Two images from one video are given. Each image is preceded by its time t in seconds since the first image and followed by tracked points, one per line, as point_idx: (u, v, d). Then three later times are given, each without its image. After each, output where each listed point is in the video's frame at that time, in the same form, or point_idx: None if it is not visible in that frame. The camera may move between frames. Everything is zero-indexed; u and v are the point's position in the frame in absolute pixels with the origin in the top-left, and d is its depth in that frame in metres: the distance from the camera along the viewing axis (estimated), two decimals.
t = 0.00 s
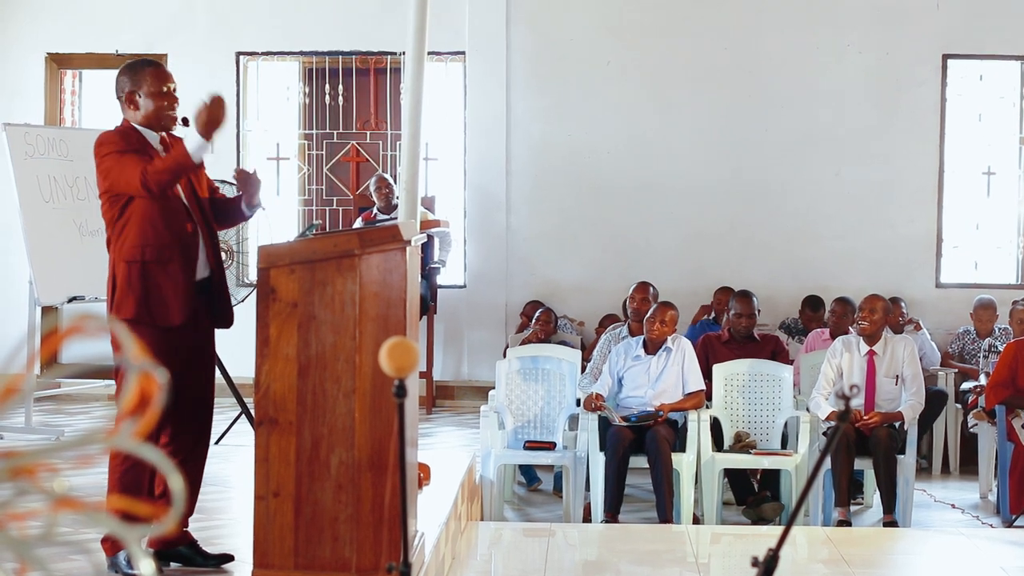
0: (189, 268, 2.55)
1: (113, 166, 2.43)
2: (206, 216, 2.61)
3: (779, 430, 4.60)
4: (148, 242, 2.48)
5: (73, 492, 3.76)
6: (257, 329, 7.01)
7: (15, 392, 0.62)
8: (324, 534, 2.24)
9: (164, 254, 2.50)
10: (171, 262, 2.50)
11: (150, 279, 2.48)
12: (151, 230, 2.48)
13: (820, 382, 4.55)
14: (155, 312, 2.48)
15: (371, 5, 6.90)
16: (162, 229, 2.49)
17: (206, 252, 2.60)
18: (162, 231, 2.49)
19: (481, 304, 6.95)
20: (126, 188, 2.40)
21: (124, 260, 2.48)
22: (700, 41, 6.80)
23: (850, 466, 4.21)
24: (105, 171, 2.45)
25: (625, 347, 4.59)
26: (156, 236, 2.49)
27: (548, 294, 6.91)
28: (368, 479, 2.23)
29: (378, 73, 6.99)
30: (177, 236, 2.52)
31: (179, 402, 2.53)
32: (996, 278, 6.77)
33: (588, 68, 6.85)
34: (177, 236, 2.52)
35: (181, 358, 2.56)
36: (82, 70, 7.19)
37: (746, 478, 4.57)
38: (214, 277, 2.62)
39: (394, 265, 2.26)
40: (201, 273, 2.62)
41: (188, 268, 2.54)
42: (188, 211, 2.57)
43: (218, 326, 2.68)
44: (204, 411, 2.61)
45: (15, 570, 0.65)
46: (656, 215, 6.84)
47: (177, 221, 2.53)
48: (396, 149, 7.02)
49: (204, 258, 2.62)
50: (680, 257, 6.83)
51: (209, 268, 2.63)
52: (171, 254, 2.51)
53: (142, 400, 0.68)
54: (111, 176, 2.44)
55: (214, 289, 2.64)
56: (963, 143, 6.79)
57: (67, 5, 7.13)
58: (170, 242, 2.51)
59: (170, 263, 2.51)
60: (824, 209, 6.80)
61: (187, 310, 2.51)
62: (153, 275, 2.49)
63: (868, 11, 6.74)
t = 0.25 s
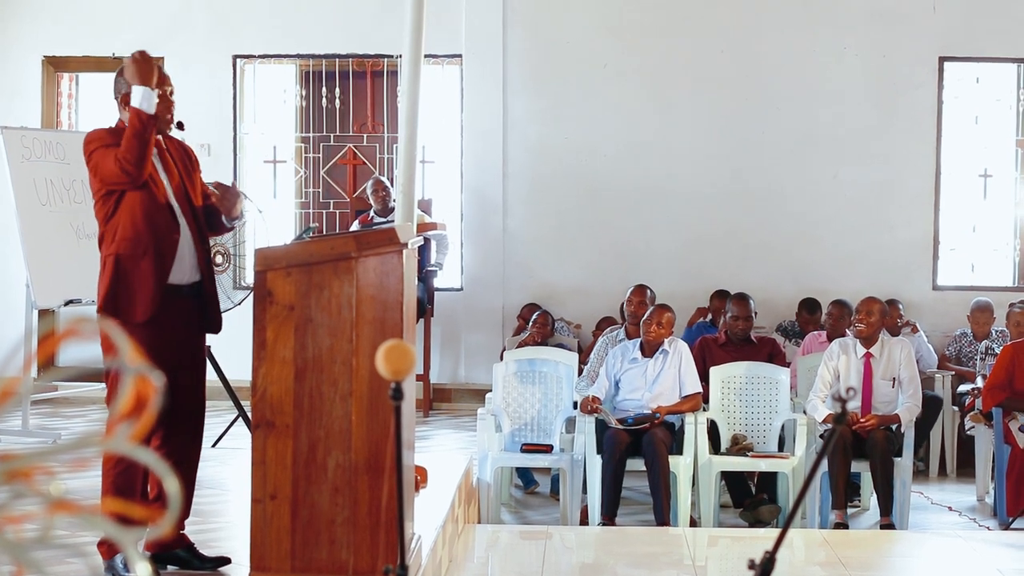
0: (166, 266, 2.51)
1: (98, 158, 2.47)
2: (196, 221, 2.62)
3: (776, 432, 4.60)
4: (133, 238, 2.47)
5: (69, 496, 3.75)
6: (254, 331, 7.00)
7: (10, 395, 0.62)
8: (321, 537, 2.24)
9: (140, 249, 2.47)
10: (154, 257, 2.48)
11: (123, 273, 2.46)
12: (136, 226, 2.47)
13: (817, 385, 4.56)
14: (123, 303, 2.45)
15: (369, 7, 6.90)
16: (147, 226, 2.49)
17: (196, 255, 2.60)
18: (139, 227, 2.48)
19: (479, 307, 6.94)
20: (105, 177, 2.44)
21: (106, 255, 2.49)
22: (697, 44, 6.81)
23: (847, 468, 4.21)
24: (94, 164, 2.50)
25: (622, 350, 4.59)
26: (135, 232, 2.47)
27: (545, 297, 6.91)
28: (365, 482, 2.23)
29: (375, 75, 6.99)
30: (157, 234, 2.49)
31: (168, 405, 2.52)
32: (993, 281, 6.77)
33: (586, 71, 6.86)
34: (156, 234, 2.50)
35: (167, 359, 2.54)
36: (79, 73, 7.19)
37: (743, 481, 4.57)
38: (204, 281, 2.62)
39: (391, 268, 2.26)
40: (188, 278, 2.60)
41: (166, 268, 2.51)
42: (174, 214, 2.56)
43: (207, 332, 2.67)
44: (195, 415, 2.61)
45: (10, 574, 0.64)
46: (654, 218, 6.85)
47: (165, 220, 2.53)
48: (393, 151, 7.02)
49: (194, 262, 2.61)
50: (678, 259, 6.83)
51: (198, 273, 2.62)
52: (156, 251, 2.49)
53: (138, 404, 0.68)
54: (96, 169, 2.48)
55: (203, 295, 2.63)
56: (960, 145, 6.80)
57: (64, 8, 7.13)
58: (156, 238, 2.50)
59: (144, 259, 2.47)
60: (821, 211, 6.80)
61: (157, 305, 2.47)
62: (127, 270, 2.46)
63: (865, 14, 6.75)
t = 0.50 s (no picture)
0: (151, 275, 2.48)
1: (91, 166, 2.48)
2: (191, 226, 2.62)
3: (777, 435, 4.60)
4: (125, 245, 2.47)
5: (70, 499, 3.75)
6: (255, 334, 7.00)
7: (11, 398, 0.62)
8: (322, 540, 2.24)
9: (125, 261, 2.46)
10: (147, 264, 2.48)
11: (109, 283, 2.46)
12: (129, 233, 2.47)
13: (818, 388, 4.56)
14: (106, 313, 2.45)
15: (370, 9, 6.91)
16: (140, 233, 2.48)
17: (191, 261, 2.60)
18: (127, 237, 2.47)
19: (480, 309, 6.94)
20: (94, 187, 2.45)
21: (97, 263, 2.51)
22: (697, 46, 6.81)
23: (848, 471, 4.21)
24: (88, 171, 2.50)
25: (623, 352, 4.59)
26: (123, 243, 2.47)
27: (546, 300, 6.91)
28: (366, 485, 2.23)
29: (375, 78, 6.99)
30: (146, 244, 2.48)
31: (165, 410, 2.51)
32: (994, 283, 6.77)
33: (586, 74, 6.86)
34: (143, 244, 2.48)
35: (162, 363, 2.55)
36: (80, 76, 7.19)
37: (744, 484, 4.57)
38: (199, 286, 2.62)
39: (392, 271, 2.26)
40: (181, 283, 2.59)
41: (155, 277, 2.50)
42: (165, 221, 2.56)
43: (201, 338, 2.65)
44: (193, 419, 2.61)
45: None
46: (654, 220, 6.85)
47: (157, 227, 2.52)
48: (394, 154, 7.02)
49: (189, 268, 2.60)
50: (678, 262, 6.83)
51: (193, 278, 2.62)
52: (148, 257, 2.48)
53: (139, 407, 0.68)
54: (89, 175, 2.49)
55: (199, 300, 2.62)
56: (961, 148, 6.80)
57: (65, 11, 7.14)
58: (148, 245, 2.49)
59: (131, 268, 2.46)
60: (822, 214, 6.81)
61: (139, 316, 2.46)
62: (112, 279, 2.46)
63: (866, 16, 6.76)
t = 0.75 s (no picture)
0: (158, 283, 2.52)
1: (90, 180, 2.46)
2: (191, 232, 2.61)
3: (779, 439, 4.61)
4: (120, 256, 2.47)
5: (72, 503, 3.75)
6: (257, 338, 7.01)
7: (13, 402, 0.62)
8: (324, 544, 2.24)
9: (133, 272, 2.48)
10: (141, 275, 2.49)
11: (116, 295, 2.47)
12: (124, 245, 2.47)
13: (819, 391, 4.56)
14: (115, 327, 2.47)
15: (371, 13, 6.92)
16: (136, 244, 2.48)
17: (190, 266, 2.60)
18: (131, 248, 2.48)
19: (481, 313, 6.95)
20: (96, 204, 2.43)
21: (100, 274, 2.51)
22: (699, 49, 6.82)
23: (850, 474, 4.21)
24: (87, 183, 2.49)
25: (625, 356, 4.59)
26: (122, 256, 2.47)
27: (548, 303, 6.91)
28: (368, 488, 2.23)
29: (377, 82, 7.00)
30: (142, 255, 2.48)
31: (165, 417, 2.52)
32: (996, 286, 6.77)
33: (588, 77, 6.86)
34: (148, 254, 2.50)
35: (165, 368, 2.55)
36: (82, 80, 7.20)
37: (746, 487, 4.57)
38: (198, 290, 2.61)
39: (393, 274, 2.25)
40: (180, 288, 2.59)
41: (154, 287, 2.51)
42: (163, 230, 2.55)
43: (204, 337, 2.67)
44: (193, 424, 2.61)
45: None
46: (656, 224, 6.85)
47: (154, 236, 2.52)
48: (395, 158, 7.02)
49: (187, 273, 2.60)
50: (680, 265, 6.83)
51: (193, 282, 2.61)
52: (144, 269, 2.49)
53: (141, 410, 0.68)
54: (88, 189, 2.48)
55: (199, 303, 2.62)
56: (963, 151, 6.80)
57: (67, 15, 7.15)
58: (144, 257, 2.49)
59: (126, 280, 2.47)
60: (824, 217, 6.80)
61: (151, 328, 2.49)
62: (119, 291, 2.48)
63: (867, 19, 6.76)
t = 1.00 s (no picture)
0: (165, 286, 2.53)
1: (96, 185, 2.44)
2: (191, 235, 2.61)
3: (777, 440, 4.61)
4: (124, 261, 2.48)
5: (70, 506, 3.75)
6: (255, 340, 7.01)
7: (10, 404, 0.63)
8: (322, 547, 2.24)
9: (140, 277, 2.49)
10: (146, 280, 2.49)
11: (124, 300, 2.47)
12: (128, 251, 2.48)
13: (817, 393, 4.56)
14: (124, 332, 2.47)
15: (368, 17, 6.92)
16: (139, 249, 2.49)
17: (189, 270, 2.61)
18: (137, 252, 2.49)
19: (480, 316, 6.94)
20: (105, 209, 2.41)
21: (103, 279, 2.50)
22: (697, 52, 6.82)
23: (848, 476, 4.21)
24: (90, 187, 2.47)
25: (624, 358, 4.59)
26: (125, 261, 2.48)
27: (546, 305, 6.91)
28: (366, 491, 2.23)
29: (375, 85, 7.01)
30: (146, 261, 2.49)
31: (166, 420, 2.53)
32: (994, 288, 6.78)
33: (586, 80, 6.87)
34: (153, 257, 2.51)
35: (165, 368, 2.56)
36: (80, 83, 7.20)
37: (744, 489, 4.57)
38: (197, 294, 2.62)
39: (391, 276, 2.26)
40: (180, 291, 2.60)
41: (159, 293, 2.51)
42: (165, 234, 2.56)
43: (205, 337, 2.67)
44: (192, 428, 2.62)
45: None
46: (654, 226, 6.85)
47: (157, 241, 2.52)
48: (394, 160, 7.03)
49: (186, 276, 2.61)
50: (678, 268, 6.84)
51: (192, 285, 2.62)
52: (147, 274, 2.50)
53: (137, 413, 0.69)
54: (93, 194, 2.46)
55: (198, 305, 2.63)
56: (961, 153, 6.81)
57: (65, 18, 7.15)
58: (147, 261, 2.50)
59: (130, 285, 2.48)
60: (822, 219, 6.81)
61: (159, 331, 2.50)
62: (126, 295, 2.48)
63: (865, 22, 6.77)
